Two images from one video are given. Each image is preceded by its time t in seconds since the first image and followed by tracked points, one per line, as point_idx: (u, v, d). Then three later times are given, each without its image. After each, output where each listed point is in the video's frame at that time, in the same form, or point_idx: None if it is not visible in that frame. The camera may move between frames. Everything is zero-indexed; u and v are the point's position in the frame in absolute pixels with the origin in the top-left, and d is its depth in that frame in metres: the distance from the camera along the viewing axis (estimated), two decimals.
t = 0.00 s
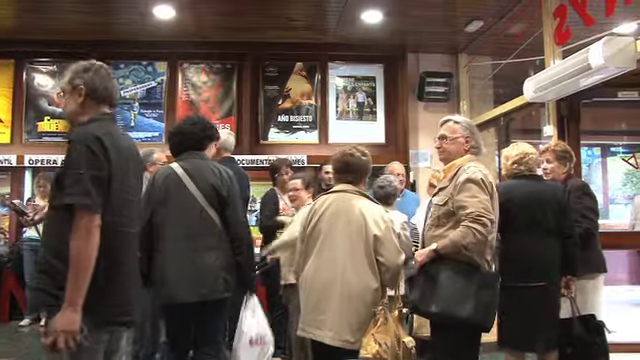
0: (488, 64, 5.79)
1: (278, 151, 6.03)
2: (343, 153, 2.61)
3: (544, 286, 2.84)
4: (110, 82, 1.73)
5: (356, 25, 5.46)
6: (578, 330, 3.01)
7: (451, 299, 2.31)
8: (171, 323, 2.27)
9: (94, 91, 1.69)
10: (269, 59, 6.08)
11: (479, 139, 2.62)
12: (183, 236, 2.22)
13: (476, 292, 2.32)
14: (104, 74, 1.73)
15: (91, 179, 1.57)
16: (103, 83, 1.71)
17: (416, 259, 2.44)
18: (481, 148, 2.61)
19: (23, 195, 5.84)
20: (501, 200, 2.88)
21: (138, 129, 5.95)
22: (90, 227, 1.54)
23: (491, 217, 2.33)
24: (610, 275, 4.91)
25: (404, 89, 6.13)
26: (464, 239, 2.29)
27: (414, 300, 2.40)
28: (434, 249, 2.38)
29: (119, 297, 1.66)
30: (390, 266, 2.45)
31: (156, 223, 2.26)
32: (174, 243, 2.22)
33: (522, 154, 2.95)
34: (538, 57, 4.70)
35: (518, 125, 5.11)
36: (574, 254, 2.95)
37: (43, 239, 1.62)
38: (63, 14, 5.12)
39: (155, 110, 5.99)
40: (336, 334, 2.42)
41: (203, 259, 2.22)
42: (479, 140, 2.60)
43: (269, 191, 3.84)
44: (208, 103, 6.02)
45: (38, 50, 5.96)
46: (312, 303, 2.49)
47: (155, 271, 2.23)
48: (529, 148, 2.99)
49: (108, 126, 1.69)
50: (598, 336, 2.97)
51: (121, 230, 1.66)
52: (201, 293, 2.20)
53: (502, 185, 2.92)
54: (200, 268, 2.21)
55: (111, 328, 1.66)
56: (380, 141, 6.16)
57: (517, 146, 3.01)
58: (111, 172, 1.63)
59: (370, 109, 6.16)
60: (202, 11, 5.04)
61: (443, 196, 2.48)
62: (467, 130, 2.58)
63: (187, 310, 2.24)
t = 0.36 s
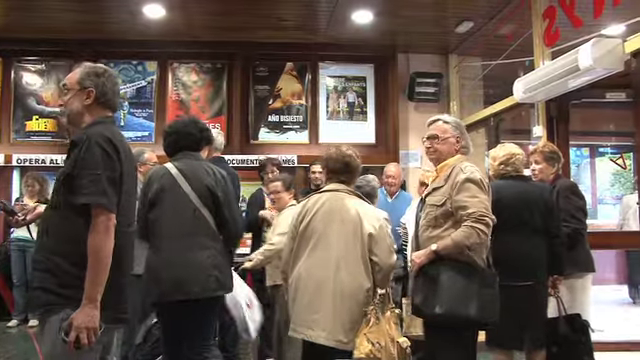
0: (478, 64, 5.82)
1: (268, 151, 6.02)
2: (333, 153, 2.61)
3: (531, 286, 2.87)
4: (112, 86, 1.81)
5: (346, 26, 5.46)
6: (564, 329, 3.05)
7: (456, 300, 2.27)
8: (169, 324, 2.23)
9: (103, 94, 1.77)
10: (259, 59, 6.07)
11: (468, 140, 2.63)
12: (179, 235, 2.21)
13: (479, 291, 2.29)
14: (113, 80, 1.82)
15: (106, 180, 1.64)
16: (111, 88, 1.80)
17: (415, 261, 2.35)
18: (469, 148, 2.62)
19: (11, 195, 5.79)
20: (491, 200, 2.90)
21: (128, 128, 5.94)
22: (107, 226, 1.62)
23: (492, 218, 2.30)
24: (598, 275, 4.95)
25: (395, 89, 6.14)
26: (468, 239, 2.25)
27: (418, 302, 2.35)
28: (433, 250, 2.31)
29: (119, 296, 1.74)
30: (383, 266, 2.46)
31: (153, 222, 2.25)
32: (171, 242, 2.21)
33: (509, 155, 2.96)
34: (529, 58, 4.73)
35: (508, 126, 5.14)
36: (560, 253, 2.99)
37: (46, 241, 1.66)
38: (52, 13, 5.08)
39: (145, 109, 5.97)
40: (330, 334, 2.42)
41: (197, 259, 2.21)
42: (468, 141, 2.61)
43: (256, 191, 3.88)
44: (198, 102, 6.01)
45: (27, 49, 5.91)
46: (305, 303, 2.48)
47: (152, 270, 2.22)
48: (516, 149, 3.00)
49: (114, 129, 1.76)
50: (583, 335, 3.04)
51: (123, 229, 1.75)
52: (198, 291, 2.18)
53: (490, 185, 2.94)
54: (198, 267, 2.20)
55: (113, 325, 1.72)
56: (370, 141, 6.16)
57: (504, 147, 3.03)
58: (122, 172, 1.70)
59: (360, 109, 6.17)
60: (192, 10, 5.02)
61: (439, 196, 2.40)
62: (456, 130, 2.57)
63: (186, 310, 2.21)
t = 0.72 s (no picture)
0: (470, 65, 5.85)
1: (260, 150, 6.01)
2: (323, 154, 2.62)
3: (522, 286, 2.89)
4: (113, 88, 1.85)
5: (339, 26, 5.47)
6: (555, 329, 3.08)
7: (457, 303, 2.22)
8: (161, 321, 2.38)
9: (105, 97, 1.82)
10: (251, 59, 6.06)
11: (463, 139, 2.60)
12: (166, 235, 2.33)
13: (481, 294, 2.24)
14: (115, 83, 1.87)
15: (110, 180, 1.66)
16: (111, 89, 1.85)
17: (414, 262, 2.26)
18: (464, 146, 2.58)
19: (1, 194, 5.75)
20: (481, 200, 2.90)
21: (119, 128, 5.91)
22: (107, 226, 1.65)
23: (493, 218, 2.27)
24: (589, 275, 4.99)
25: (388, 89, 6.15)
26: (471, 240, 2.19)
27: (418, 306, 2.32)
28: (434, 251, 2.23)
29: (115, 295, 1.76)
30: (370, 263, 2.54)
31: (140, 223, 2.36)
32: (158, 242, 2.32)
33: (500, 155, 2.97)
34: (520, 59, 4.76)
35: (499, 126, 5.16)
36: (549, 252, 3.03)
37: (42, 240, 1.68)
38: (43, 12, 5.06)
39: (137, 109, 5.95)
40: (325, 332, 2.41)
41: (181, 257, 2.32)
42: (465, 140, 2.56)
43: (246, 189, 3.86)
44: (190, 102, 5.99)
45: (17, 48, 5.87)
46: (298, 301, 2.44)
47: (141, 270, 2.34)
48: (507, 149, 3.00)
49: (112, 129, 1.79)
50: (573, 335, 3.07)
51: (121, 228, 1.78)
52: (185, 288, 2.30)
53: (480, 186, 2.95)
54: (186, 264, 2.32)
55: (108, 323, 1.75)
56: (362, 142, 6.17)
57: (494, 147, 3.04)
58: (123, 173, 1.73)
59: (352, 109, 6.17)
60: (184, 9, 5.01)
61: (439, 195, 2.34)
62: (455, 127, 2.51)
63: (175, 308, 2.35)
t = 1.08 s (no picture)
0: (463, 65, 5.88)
1: (254, 150, 5.99)
2: (310, 155, 2.60)
3: (515, 286, 2.89)
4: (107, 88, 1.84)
5: (332, 26, 5.47)
6: (547, 328, 3.10)
7: (457, 304, 2.15)
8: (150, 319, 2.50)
9: (100, 97, 1.81)
10: (245, 59, 6.06)
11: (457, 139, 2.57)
12: (152, 235, 2.42)
13: (480, 297, 2.18)
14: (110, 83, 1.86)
15: (107, 178, 1.66)
16: (106, 90, 1.83)
17: (415, 264, 2.18)
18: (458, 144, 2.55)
19: None
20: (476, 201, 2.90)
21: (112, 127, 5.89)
22: (106, 221, 1.64)
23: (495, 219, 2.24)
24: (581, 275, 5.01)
25: (381, 90, 6.16)
26: (475, 240, 2.16)
27: (420, 309, 2.22)
28: (437, 252, 2.17)
29: (117, 291, 1.76)
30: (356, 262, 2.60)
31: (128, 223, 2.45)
32: (144, 241, 2.42)
33: (493, 155, 2.98)
34: (513, 59, 4.78)
35: (492, 126, 5.18)
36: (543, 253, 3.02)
37: (42, 239, 1.68)
38: (35, 10, 5.03)
39: (130, 109, 5.93)
40: (318, 331, 2.43)
41: (174, 257, 2.42)
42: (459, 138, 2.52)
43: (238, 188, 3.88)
44: (183, 102, 5.98)
45: (9, 46, 5.83)
46: (289, 302, 2.45)
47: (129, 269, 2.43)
48: (501, 150, 3.01)
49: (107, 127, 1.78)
50: (566, 334, 3.09)
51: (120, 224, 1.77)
52: (168, 288, 2.39)
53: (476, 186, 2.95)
54: (173, 263, 2.41)
55: (111, 320, 1.75)
56: (356, 142, 6.17)
57: (489, 147, 3.04)
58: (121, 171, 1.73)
59: (345, 109, 6.18)
60: (177, 9, 4.99)
61: (441, 194, 2.28)
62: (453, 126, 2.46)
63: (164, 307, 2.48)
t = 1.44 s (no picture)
0: (455, 65, 5.90)
1: (246, 150, 5.98)
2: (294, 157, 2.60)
3: (508, 286, 2.90)
4: (78, 81, 1.86)
5: (325, 26, 5.47)
6: (540, 329, 3.11)
7: (457, 307, 2.12)
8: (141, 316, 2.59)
9: (70, 90, 1.82)
10: (237, 59, 6.05)
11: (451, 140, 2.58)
12: (155, 233, 2.53)
13: (477, 297, 2.19)
14: (78, 75, 1.86)
15: (79, 173, 1.66)
16: (75, 83, 1.85)
17: (415, 265, 2.17)
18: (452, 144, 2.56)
19: None
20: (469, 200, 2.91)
21: (103, 127, 5.85)
22: (79, 218, 1.63)
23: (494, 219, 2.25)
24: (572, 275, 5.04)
25: (374, 90, 6.16)
26: (476, 242, 2.16)
27: (421, 312, 2.19)
28: (437, 254, 2.16)
29: (102, 293, 1.75)
30: (342, 260, 2.49)
31: (125, 222, 2.53)
32: (146, 239, 2.51)
33: (488, 155, 3.00)
34: (505, 60, 4.81)
35: (484, 126, 5.19)
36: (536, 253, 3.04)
37: (24, 240, 1.69)
38: (25, 9, 4.99)
39: (121, 108, 5.90)
40: (297, 330, 2.41)
41: (176, 253, 2.55)
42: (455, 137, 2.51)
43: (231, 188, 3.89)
44: (175, 102, 5.96)
45: None
46: (269, 302, 2.44)
47: (126, 268, 2.49)
48: (495, 149, 3.02)
49: (89, 124, 1.81)
50: (558, 334, 3.09)
51: (106, 223, 1.77)
52: (172, 284, 2.51)
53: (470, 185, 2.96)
54: (174, 260, 2.53)
55: (98, 321, 1.75)
56: (348, 142, 6.17)
57: (482, 146, 3.05)
58: (96, 167, 1.74)
59: (338, 110, 6.17)
60: (169, 8, 4.98)
61: (440, 194, 2.28)
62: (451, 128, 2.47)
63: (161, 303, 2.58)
